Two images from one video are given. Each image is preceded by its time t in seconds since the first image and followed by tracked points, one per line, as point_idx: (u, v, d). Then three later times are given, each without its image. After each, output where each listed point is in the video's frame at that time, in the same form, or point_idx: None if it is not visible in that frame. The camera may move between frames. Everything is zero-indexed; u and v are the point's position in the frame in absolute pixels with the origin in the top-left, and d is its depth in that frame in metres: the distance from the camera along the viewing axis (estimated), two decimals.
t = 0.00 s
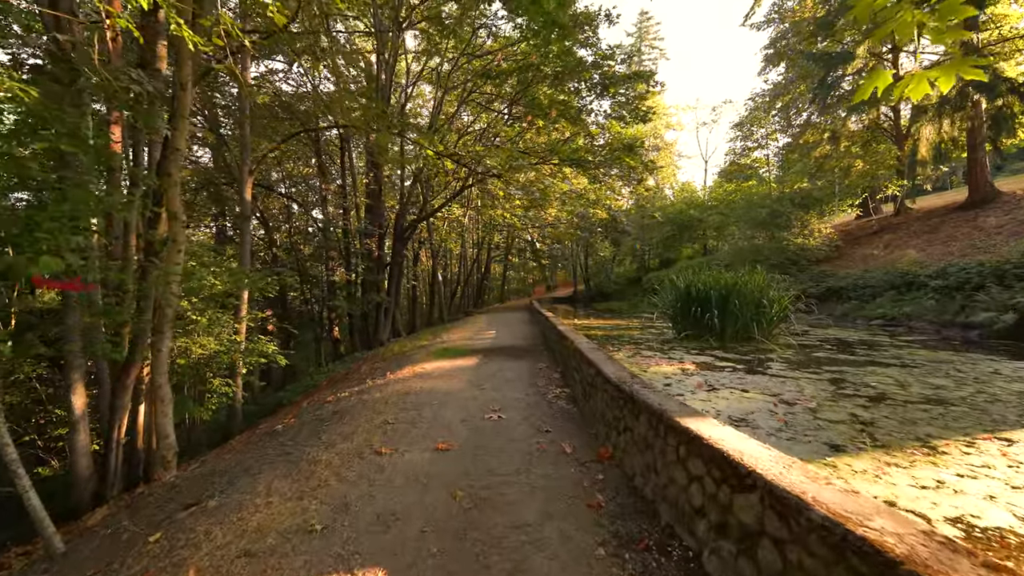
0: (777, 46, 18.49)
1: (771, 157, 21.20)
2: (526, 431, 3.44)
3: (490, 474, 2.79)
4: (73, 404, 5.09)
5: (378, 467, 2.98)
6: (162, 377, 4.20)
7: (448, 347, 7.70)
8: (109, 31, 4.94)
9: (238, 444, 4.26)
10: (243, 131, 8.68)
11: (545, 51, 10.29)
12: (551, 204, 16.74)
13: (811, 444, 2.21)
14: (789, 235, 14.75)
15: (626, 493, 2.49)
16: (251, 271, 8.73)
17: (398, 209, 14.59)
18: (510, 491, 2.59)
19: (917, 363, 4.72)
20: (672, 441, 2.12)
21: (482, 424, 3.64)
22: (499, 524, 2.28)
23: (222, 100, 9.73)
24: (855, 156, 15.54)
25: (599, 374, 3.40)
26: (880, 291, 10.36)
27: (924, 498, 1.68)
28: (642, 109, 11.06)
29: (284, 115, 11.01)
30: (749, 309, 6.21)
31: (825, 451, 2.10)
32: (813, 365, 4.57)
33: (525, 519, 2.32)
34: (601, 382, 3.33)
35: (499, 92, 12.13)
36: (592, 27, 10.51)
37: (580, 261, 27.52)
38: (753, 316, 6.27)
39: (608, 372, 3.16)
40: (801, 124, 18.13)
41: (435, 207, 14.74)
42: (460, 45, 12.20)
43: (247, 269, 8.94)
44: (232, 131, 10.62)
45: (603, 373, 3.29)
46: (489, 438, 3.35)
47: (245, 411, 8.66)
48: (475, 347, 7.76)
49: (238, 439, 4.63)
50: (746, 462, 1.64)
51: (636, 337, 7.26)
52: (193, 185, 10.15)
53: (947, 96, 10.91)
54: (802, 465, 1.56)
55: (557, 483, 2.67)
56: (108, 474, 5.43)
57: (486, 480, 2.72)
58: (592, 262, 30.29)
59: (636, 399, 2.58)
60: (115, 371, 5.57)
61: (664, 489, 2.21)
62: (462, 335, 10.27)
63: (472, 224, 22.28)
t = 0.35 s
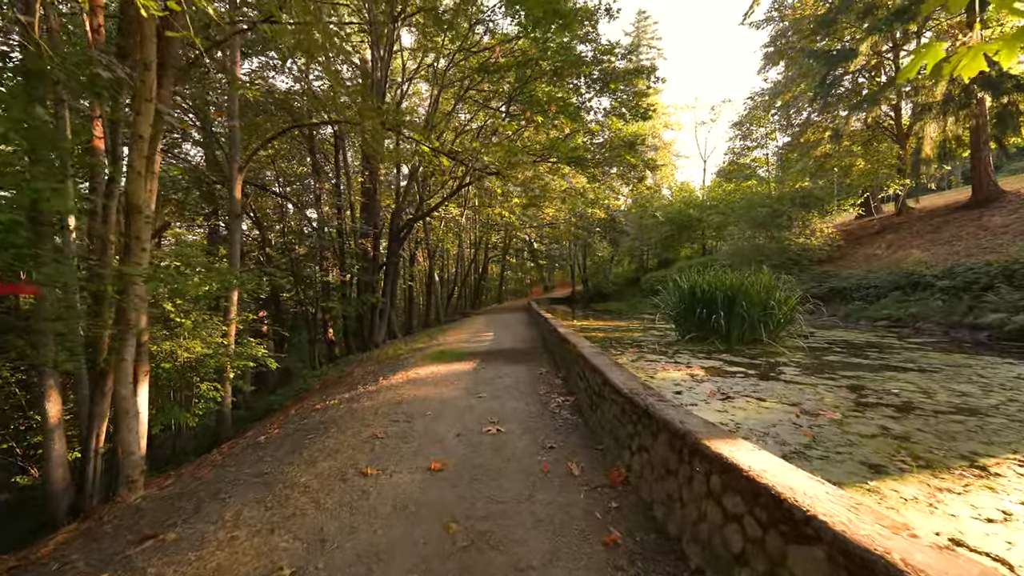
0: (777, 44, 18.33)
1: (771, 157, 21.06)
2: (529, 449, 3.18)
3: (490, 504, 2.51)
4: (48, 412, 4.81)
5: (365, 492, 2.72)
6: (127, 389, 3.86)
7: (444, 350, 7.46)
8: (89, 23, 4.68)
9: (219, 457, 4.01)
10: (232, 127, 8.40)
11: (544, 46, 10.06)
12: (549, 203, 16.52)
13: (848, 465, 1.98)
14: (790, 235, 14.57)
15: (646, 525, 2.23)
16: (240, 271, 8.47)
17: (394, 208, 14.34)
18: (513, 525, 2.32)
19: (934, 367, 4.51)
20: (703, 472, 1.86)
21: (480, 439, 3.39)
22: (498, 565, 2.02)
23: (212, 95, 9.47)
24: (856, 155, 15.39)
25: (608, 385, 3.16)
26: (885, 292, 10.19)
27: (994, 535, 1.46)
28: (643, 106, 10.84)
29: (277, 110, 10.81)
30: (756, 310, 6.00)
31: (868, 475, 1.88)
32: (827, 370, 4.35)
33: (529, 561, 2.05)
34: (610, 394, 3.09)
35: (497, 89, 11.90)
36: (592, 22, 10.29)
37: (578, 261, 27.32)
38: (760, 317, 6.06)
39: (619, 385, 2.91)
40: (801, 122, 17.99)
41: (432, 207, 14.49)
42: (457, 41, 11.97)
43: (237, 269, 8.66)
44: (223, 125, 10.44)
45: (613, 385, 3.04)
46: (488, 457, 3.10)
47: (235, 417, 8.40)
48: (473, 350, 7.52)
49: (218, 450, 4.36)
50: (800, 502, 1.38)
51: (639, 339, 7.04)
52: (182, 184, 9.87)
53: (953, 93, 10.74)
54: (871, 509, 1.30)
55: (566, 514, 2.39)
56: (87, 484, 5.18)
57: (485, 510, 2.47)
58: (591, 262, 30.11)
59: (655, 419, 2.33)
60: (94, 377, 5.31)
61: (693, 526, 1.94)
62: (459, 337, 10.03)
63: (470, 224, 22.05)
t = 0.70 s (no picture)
0: (778, 40, 18.11)
1: (771, 155, 20.88)
2: (528, 466, 2.93)
3: (485, 537, 2.22)
4: (17, 420, 4.57)
5: (345, 516, 2.48)
6: (79, 402, 3.62)
7: (439, 353, 7.20)
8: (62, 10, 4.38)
9: (194, 470, 3.76)
10: (220, 121, 8.12)
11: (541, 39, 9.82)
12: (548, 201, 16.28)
13: (894, 491, 1.73)
14: (791, 233, 14.37)
15: (667, 567, 1.94)
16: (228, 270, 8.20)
17: (389, 206, 14.08)
18: (512, 565, 2.03)
19: (955, 370, 4.28)
20: (739, 508, 1.57)
21: (475, 455, 3.14)
22: None
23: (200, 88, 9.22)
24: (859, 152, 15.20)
25: (615, 395, 2.90)
26: (891, 291, 10.00)
27: None
28: (644, 101, 10.60)
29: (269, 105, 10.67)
30: (763, 310, 5.78)
31: (920, 503, 1.64)
32: (843, 374, 4.12)
33: None
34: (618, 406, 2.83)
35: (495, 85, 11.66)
36: (591, 15, 10.05)
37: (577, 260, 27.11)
38: (767, 317, 5.83)
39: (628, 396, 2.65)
40: (801, 120, 17.81)
41: (428, 205, 14.23)
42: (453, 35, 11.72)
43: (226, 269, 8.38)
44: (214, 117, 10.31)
45: (621, 395, 2.78)
46: (482, 476, 2.84)
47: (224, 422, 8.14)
48: (469, 352, 7.26)
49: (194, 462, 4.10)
50: (870, 556, 1.12)
51: (641, 341, 6.81)
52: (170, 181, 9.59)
53: (958, 88, 10.55)
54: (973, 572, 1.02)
55: (573, 550, 2.10)
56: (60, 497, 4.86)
57: (478, 541, 2.21)
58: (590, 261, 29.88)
59: (674, 439, 2.06)
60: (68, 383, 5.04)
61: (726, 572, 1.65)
62: (455, 338, 9.77)
63: (467, 223, 21.78)
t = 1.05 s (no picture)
0: (784, 38, 17.88)
1: (775, 154, 20.64)
2: (533, 487, 2.71)
3: None
4: None
5: (329, 546, 2.27)
6: (35, 416, 3.32)
7: (439, 356, 6.98)
8: None
9: (176, 483, 3.57)
10: (214, 117, 7.91)
11: (545, 35, 9.59)
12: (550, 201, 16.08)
13: (959, 525, 1.50)
14: (797, 234, 14.13)
15: None
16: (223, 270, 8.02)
17: (388, 206, 13.88)
18: None
19: (982, 377, 4.06)
20: (795, 559, 1.33)
21: (474, 473, 2.92)
22: None
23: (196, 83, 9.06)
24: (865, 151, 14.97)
25: (629, 407, 2.68)
26: (901, 292, 9.77)
27: None
28: (648, 98, 10.38)
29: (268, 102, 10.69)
30: (776, 312, 5.56)
31: (992, 540, 1.42)
32: (865, 380, 3.89)
33: None
34: (632, 420, 2.60)
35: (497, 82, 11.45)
36: (595, 10, 9.84)
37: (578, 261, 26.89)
38: (780, 320, 5.61)
39: (644, 410, 2.42)
40: (806, 119, 17.59)
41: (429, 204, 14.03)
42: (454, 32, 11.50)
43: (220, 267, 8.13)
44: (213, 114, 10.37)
45: (636, 408, 2.55)
46: (482, 498, 2.63)
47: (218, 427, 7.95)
48: (470, 355, 7.05)
49: (178, 473, 3.92)
50: None
51: (648, 344, 6.59)
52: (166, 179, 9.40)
53: (969, 85, 10.31)
54: None
55: None
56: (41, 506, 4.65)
57: None
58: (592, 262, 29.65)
59: (701, 464, 1.84)
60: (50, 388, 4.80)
61: None
62: (455, 340, 9.55)
63: (468, 223, 21.58)
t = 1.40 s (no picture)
0: (788, 33, 17.64)
1: (777, 152, 20.40)
2: (540, 511, 2.44)
3: None
4: None
5: None
6: None
7: (437, 357, 6.74)
8: None
9: (149, 499, 3.30)
10: (203, 108, 7.63)
11: (546, 25, 9.30)
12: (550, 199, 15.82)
13: None
14: (802, 232, 13.87)
15: None
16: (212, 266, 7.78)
17: (385, 203, 13.63)
18: None
19: (1014, 381, 3.82)
20: None
21: (473, 494, 2.65)
22: None
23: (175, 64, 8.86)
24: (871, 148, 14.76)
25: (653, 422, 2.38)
26: (911, 292, 9.53)
27: None
28: (652, 93, 10.13)
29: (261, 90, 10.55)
30: (789, 313, 5.32)
31: None
32: (891, 384, 3.64)
33: None
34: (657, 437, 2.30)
35: (496, 76, 11.17)
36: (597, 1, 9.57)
37: (578, 260, 26.63)
38: (793, 320, 5.36)
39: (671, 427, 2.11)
40: (809, 116, 17.35)
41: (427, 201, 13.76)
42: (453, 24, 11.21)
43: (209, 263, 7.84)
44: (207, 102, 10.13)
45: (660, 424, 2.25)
46: (483, 524, 2.36)
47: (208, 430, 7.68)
48: (469, 356, 6.79)
49: (158, 480, 3.79)
50: None
51: (653, 345, 6.35)
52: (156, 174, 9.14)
53: (981, 79, 10.07)
54: None
55: None
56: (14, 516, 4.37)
57: None
58: (592, 261, 29.40)
59: (749, 497, 1.53)
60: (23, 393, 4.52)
61: None
62: (453, 340, 9.28)
63: (467, 220, 21.30)
